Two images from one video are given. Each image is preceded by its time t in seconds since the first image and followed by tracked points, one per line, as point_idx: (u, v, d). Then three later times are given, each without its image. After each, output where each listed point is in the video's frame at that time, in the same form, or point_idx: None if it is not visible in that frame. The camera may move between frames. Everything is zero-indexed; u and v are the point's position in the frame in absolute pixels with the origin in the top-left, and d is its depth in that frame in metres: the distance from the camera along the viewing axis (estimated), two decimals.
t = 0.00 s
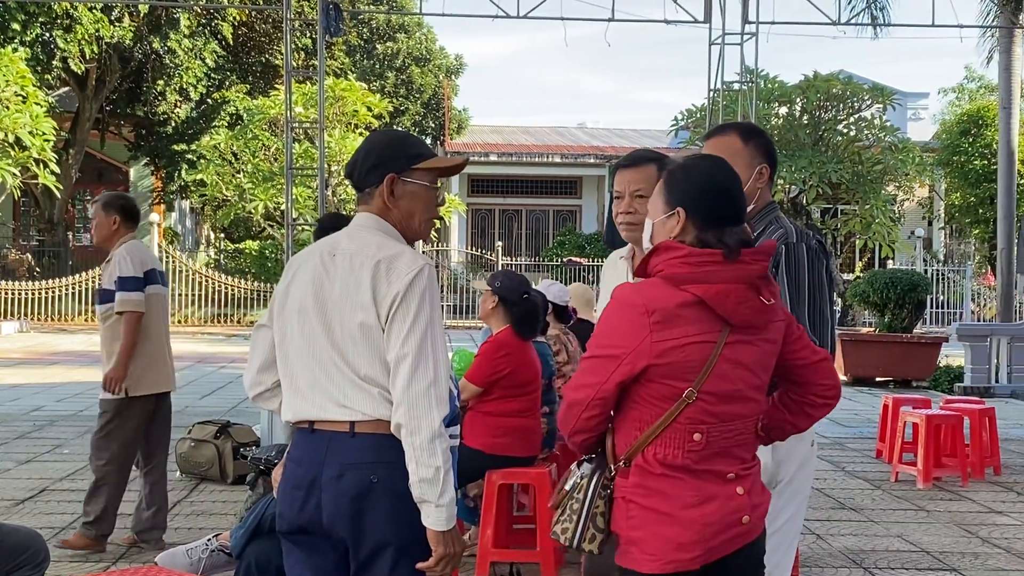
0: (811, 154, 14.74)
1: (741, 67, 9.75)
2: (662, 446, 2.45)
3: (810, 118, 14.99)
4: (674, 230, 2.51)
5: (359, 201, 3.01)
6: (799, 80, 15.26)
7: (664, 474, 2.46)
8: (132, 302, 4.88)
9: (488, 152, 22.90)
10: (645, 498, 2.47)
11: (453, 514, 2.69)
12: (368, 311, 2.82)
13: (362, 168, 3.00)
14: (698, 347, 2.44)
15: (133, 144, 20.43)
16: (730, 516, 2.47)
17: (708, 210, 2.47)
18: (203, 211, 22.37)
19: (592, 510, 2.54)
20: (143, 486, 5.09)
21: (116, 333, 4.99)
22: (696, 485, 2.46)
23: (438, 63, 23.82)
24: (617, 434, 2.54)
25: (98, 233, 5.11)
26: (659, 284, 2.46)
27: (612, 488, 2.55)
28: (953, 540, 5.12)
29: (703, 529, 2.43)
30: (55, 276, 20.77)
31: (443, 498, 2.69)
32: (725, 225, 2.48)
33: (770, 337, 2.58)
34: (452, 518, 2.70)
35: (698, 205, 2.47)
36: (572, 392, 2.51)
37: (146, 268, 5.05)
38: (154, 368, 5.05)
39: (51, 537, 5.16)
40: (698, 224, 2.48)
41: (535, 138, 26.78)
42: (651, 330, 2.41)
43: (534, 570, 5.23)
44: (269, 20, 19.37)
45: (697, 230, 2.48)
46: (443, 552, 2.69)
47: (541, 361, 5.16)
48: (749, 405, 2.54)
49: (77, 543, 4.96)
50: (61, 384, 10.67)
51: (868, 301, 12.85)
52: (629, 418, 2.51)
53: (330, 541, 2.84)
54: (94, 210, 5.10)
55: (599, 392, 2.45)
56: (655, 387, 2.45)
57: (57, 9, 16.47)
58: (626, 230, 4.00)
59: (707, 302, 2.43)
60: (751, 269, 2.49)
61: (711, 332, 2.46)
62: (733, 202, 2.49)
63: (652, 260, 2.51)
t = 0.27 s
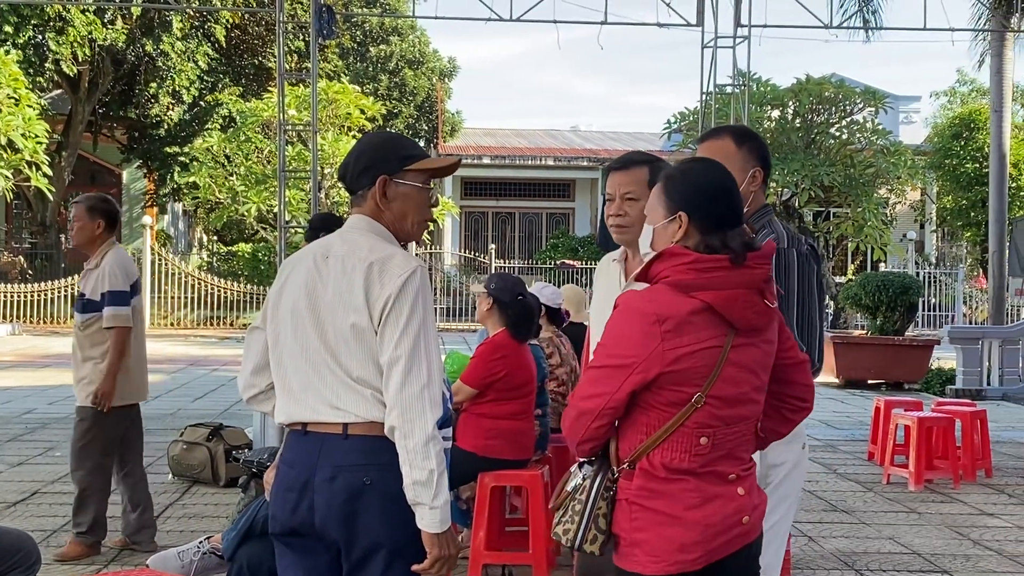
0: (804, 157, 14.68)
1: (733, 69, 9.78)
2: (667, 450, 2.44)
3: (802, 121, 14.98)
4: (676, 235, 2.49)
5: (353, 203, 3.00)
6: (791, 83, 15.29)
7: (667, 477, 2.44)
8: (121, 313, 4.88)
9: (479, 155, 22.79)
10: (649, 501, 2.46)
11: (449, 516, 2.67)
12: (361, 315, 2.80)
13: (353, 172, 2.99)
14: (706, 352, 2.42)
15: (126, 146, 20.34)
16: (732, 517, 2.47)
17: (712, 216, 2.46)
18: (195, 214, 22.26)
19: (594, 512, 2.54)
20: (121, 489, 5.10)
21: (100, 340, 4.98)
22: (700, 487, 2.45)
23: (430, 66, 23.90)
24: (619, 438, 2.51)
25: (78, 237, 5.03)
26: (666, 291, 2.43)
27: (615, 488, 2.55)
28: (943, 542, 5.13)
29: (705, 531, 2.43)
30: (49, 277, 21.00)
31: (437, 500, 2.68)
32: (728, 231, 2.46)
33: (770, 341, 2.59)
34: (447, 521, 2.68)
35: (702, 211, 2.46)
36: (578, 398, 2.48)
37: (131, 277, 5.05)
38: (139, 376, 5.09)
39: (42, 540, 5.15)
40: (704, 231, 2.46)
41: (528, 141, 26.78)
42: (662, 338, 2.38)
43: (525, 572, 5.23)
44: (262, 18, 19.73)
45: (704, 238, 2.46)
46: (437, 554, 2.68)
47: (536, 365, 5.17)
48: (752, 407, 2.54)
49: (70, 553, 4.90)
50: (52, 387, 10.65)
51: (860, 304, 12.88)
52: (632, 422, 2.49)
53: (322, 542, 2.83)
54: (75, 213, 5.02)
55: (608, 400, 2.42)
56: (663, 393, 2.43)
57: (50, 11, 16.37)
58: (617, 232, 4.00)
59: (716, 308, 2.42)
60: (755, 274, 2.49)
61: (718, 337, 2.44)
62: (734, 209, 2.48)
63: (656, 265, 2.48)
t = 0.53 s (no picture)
0: (799, 161, 14.74)
1: (728, 73, 9.80)
2: (659, 454, 2.43)
3: (796, 125, 15.02)
4: (670, 237, 2.49)
5: (348, 207, 2.98)
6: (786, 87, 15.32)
7: (658, 481, 2.43)
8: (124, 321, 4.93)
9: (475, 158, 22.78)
10: (639, 503, 2.45)
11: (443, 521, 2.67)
12: (357, 319, 2.80)
13: (351, 175, 2.96)
14: (699, 357, 2.42)
15: (121, 150, 20.27)
16: (723, 520, 2.47)
17: (708, 220, 2.46)
18: (190, 217, 22.18)
19: (584, 514, 2.54)
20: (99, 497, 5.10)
21: (94, 344, 5.00)
22: (691, 491, 2.44)
23: (425, 69, 23.90)
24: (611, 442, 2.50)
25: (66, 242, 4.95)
26: (660, 295, 2.42)
27: (606, 490, 2.54)
28: (938, 545, 5.14)
29: (695, 536, 2.42)
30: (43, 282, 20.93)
31: (431, 505, 2.67)
32: (723, 235, 2.46)
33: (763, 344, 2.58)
34: (441, 525, 2.68)
35: (698, 216, 2.46)
36: (571, 401, 2.47)
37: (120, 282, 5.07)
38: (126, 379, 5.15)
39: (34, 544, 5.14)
40: (701, 235, 2.46)
41: (523, 144, 26.79)
42: (657, 344, 2.38)
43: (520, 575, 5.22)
44: (256, 23, 19.61)
45: (699, 242, 2.46)
46: (431, 559, 2.67)
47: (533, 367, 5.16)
48: (745, 410, 2.55)
49: (64, 556, 4.89)
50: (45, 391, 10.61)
51: (855, 307, 12.88)
52: (625, 426, 2.48)
53: (317, 545, 2.81)
54: (65, 218, 4.92)
55: (604, 406, 2.41)
56: (655, 398, 2.42)
57: (44, 14, 16.12)
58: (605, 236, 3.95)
59: (710, 313, 2.42)
60: (750, 277, 2.49)
61: (712, 341, 2.45)
62: (729, 214, 2.49)
63: (649, 268, 2.48)
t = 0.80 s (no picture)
0: (795, 164, 14.77)
1: (724, 77, 9.82)
2: (646, 459, 2.43)
3: (793, 129, 15.05)
4: (656, 240, 2.48)
5: (345, 210, 2.97)
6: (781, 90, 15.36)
7: (644, 487, 2.43)
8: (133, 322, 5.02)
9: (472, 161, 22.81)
10: (626, 510, 2.44)
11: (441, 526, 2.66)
12: (355, 324, 2.80)
13: (352, 178, 2.94)
14: (687, 362, 2.42)
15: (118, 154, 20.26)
16: (710, 528, 2.46)
17: (697, 223, 2.47)
18: (186, 221, 22.16)
19: (570, 523, 2.52)
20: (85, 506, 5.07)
21: (95, 348, 5.01)
22: (679, 498, 2.44)
23: (422, 73, 23.92)
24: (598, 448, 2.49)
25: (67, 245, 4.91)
26: (647, 299, 2.42)
27: (591, 498, 2.52)
28: (935, 549, 5.14)
29: (682, 544, 2.42)
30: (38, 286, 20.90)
31: (429, 509, 2.66)
32: (710, 238, 2.47)
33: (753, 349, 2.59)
34: (438, 531, 2.67)
35: (686, 219, 2.46)
36: (558, 406, 2.45)
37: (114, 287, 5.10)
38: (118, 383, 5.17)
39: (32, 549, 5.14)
40: (690, 239, 2.46)
41: (520, 148, 26.79)
42: (645, 348, 2.38)
43: None
44: (253, 26, 19.71)
45: (687, 247, 2.46)
46: (427, 565, 2.66)
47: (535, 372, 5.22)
48: (733, 415, 2.55)
49: (61, 560, 4.88)
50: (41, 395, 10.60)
51: (851, 310, 12.90)
52: (613, 431, 2.48)
53: (314, 550, 2.80)
54: (68, 223, 4.89)
55: (590, 412, 2.40)
56: (643, 403, 2.42)
57: (41, 17, 15.97)
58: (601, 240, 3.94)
59: (699, 317, 2.43)
60: (738, 280, 2.50)
61: (699, 345, 2.45)
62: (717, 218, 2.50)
63: (636, 272, 2.47)
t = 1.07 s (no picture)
0: (793, 167, 14.78)
1: (722, 81, 9.82)
2: (629, 466, 2.42)
3: (791, 132, 15.05)
4: (642, 245, 2.49)
5: (341, 215, 2.96)
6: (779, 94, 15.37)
7: (628, 494, 2.43)
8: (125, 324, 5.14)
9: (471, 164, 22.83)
10: (611, 516, 2.44)
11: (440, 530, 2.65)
12: (353, 327, 2.79)
13: (349, 182, 2.93)
14: (670, 366, 2.40)
15: (116, 157, 20.25)
16: (696, 536, 2.44)
17: (684, 226, 2.47)
18: (184, 225, 22.16)
19: (553, 529, 2.52)
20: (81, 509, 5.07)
21: (85, 351, 5.02)
22: (664, 506, 2.43)
23: (420, 76, 23.94)
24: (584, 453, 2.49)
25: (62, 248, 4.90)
26: (632, 303, 2.41)
27: (575, 505, 2.52)
28: (933, 552, 5.14)
29: (666, 552, 2.40)
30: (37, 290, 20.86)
31: (428, 513, 2.65)
32: (695, 240, 2.46)
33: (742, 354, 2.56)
34: (437, 534, 2.66)
35: (674, 222, 2.46)
36: (544, 411, 2.46)
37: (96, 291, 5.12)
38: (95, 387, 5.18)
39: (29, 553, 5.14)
40: (677, 241, 2.46)
41: (518, 151, 26.80)
42: (626, 352, 2.36)
43: None
44: (251, 31, 19.59)
45: (675, 248, 2.45)
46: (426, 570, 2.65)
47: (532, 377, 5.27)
48: (722, 423, 2.51)
49: (59, 564, 4.88)
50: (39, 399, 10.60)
51: (850, 314, 12.90)
52: (597, 435, 2.47)
53: (312, 555, 2.79)
54: (62, 226, 4.89)
55: (574, 415, 2.40)
56: (626, 408, 2.41)
57: (39, 21, 15.86)
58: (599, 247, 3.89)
59: (682, 321, 2.40)
60: (724, 284, 2.46)
61: (684, 349, 2.42)
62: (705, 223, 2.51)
63: (622, 275, 2.46)
